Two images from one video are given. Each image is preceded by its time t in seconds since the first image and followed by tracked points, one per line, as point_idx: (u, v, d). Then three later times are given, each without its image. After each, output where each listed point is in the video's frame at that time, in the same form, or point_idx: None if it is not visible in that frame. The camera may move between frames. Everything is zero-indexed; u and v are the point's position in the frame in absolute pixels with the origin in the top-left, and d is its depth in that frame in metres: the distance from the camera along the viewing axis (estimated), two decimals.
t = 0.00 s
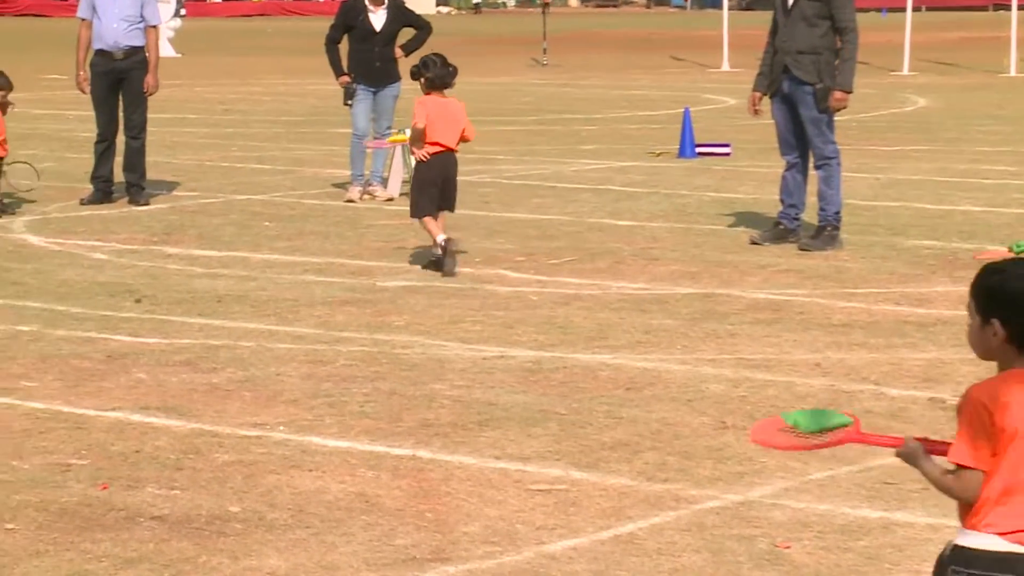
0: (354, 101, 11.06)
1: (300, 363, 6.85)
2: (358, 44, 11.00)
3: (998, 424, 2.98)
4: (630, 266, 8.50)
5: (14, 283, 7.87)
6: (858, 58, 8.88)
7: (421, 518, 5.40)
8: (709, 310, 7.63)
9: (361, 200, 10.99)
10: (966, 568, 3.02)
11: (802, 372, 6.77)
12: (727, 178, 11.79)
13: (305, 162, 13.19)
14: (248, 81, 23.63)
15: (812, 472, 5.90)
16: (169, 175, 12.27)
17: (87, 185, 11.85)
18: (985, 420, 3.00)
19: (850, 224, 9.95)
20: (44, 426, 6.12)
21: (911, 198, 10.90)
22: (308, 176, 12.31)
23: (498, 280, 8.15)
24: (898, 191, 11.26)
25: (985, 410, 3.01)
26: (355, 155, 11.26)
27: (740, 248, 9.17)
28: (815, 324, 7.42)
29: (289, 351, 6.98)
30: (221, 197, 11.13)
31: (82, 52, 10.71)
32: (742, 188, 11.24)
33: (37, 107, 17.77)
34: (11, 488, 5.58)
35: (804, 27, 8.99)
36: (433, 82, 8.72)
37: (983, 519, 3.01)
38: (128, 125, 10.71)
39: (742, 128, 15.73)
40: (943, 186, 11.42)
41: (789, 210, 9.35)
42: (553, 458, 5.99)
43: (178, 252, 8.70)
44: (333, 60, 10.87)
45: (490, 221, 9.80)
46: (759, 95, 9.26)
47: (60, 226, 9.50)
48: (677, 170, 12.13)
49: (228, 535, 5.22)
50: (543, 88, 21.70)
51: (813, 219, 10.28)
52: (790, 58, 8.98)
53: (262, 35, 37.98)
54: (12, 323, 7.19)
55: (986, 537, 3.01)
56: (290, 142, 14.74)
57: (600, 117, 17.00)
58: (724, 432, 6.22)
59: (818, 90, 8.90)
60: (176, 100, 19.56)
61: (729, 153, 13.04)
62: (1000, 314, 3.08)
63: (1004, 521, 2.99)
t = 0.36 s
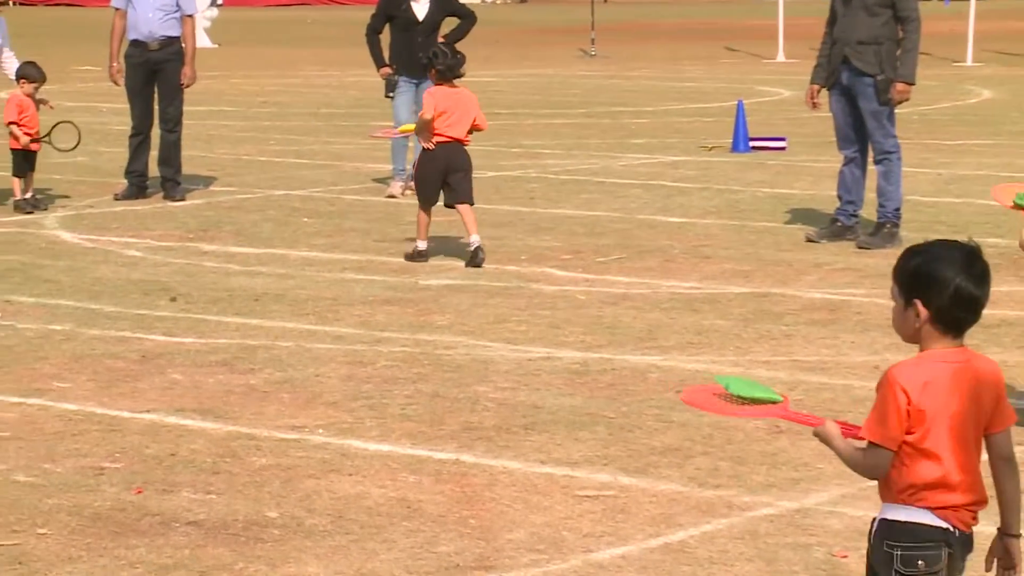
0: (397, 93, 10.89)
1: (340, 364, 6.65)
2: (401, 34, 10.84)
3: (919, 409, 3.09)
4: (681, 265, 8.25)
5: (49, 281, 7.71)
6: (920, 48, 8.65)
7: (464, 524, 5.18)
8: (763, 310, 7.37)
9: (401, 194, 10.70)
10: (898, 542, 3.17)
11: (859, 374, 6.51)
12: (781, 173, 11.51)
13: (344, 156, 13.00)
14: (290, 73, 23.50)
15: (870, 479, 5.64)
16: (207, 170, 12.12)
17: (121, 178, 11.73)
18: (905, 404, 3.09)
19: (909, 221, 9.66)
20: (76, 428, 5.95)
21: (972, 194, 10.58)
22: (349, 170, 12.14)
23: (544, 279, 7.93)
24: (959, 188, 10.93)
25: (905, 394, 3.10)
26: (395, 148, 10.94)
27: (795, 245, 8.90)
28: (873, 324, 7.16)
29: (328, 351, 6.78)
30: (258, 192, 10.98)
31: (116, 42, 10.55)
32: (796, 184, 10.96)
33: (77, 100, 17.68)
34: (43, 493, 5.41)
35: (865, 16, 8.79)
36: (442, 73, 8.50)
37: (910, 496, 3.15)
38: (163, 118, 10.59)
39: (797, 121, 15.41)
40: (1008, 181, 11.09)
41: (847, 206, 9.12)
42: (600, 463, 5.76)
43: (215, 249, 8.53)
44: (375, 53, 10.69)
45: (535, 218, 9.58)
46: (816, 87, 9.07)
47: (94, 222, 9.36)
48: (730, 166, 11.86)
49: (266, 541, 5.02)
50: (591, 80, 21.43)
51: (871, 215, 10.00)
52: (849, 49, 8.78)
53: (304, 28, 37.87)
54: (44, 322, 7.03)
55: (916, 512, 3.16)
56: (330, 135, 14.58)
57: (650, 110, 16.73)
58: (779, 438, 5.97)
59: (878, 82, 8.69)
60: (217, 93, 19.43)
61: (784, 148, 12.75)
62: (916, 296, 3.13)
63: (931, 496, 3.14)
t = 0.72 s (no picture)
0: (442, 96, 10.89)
1: (385, 368, 6.63)
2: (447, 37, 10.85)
3: (868, 389, 3.22)
4: (728, 269, 8.20)
5: (95, 284, 7.74)
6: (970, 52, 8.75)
7: (510, 530, 5.15)
8: (811, 316, 7.33)
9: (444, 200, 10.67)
10: (836, 518, 3.27)
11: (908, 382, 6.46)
12: (828, 178, 11.44)
13: (388, 160, 13.01)
14: (332, 76, 23.57)
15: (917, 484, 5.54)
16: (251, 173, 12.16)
17: (166, 183, 11.76)
18: (857, 382, 3.22)
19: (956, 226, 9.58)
20: (124, 432, 5.96)
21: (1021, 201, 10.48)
22: (394, 174, 12.15)
23: (589, 283, 7.90)
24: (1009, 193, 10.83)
25: (857, 373, 3.23)
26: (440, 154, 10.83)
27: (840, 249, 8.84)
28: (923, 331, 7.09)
29: (374, 356, 6.77)
30: (304, 195, 10.98)
31: (164, 46, 10.58)
32: (844, 188, 10.89)
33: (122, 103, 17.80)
34: (90, 496, 5.41)
35: (915, 20, 8.91)
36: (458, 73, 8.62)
37: (851, 475, 3.26)
38: (210, 121, 10.59)
39: (844, 125, 15.32)
40: None
41: (894, 211, 9.16)
42: (647, 469, 5.72)
43: (260, 253, 8.54)
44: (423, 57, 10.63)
45: (580, 222, 9.55)
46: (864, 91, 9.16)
47: (139, 226, 9.38)
48: (777, 170, 11.79)
49: (312, 546, 5.00)
50: (635, 84, 21.40)
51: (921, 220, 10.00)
52: (898, 52, 8.89)
53: (345, 31, 38.01)
54: (91, 326, 7.05)
55: (853, 492, 3.27)
56: (375, 139, 14.59)
57: (695, 114, 16.67)
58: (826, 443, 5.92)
59: (927, 85, 8.79)
60: (262, 96, 19.51)
61: (832, 151, 12.68)
62: (868, 278, 3.26)
63: (870, 475, 3.26)
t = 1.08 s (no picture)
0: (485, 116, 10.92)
1: (427, 388, 6.64)
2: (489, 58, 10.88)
3: (794, 404, 3.36)
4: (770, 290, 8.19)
5: (139, 303, 7.79)
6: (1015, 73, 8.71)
7: (551, 549, 5.14)
8: (853, 337, 7.33)
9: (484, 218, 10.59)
10: (765, 524, 3.42)
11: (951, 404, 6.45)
12: (871, 198, 11.41)
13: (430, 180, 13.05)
14: (373, 96, 23.71)
15: (961, 505, 5.50)
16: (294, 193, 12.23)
17: (210, 203, 11.85)
18: (782, 398, 3.36)
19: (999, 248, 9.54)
20: (167, 450, 5.98)
21: None
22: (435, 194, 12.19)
23: (631, 303, 7.90)
24: None
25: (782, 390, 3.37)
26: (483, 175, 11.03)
27: (883, 270, 8.82)
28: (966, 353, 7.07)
29: (416, 375, 6.78)
30: (347, 215, 11.03)
31: (208, 67, 10.66)
32: (887, 209, 10.86)
33: (167, 122, 17.95)
34: (134, 514, 5.43)
35: (959, 40, 8.95)
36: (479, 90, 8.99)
37: (778, 482, 3.41)
38: (253, 142, 10.67)
39: (889, 145, 15.26)
40: None
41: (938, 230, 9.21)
42: (688, 489, 5.70)
43: (302, 272, 8.58)
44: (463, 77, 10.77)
45: (622, 242, 9.56)
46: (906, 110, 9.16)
47: (182, 245, 9.44)
48: (820, 190, 11.77)
49: (353, 565, 5.01)
50: (678, 104, 21.41)
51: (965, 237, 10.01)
52: (943, 72, 8.94)
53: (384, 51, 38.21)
54: (134, 344, 7.09)
55: (782, 499, 3.42)
56: (417, 159, 14.67)
57: (738, 134, 16.66)
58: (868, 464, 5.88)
59: (971, 105, 8.84)
60: (305, 116, 19.63)
61: (875, 171, 12.64)
62: (793, 298, 3.40)
63: (797, 483, 3.41)
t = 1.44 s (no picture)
0: (522, 126, 10.92)
1: (463, 397, 6.64)
2: (526, 67, 10.86)
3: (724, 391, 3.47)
4: (808, 299, 8.18)
5: (177, 311, 7.82)
6: None
7: (588, 559, 5.13)
8: (891, 347, 7.32)
9: (525, 228, 10.83)
10: (716, 509, 3.50)
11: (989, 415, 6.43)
12: (909, 208, 11.37)
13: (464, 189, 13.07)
14: (408, 105, 23.78)
15: (999, 516, 5.47)
16: (333, 201, 12.28)
17: (246, 211, 11.89)
18: (711, 386, 3.48)
19: None
20: (205, 459, 5.99)
21: None
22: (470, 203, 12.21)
23: (668, 312, 7.89)
24: None
25: (710, 379, 3.48)
26: (520, 183, 11.09)
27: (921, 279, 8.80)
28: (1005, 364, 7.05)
29: (453, 384, 6.78)
30: (384, 224, 11.06)
31: (246, 76, 10.70)
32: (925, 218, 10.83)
33: (203, 131, 18.04)
34: (172, 523, 5.44)
35: (998, 48, 9.01)
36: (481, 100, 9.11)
37: (720, 468, 3.51)
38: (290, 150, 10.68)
39: (928, 155, 15.20)
40: None
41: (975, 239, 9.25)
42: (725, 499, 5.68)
43: (339, 281, 8.59)
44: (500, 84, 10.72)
45: (657, 252, 9.55)
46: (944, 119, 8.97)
47: (219, 254, 9.47)
48: (857, 200, 11.75)
49: (390, 573, 5.00)
50: (715, 113, 21.38)
51: (1003, 248, 10.10)
52: (982, 81, 8.94)
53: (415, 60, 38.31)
54: (172, 353, 7.12)
55: (727, 482, 3.51)
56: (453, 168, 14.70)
57: (776, 143, 16.62)
58: (906, 474, 5.86)
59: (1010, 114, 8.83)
60: (341, 124, 19.71)
61: (914, 180, 12.60)
62: (706, 288, 3.50)
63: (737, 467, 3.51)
